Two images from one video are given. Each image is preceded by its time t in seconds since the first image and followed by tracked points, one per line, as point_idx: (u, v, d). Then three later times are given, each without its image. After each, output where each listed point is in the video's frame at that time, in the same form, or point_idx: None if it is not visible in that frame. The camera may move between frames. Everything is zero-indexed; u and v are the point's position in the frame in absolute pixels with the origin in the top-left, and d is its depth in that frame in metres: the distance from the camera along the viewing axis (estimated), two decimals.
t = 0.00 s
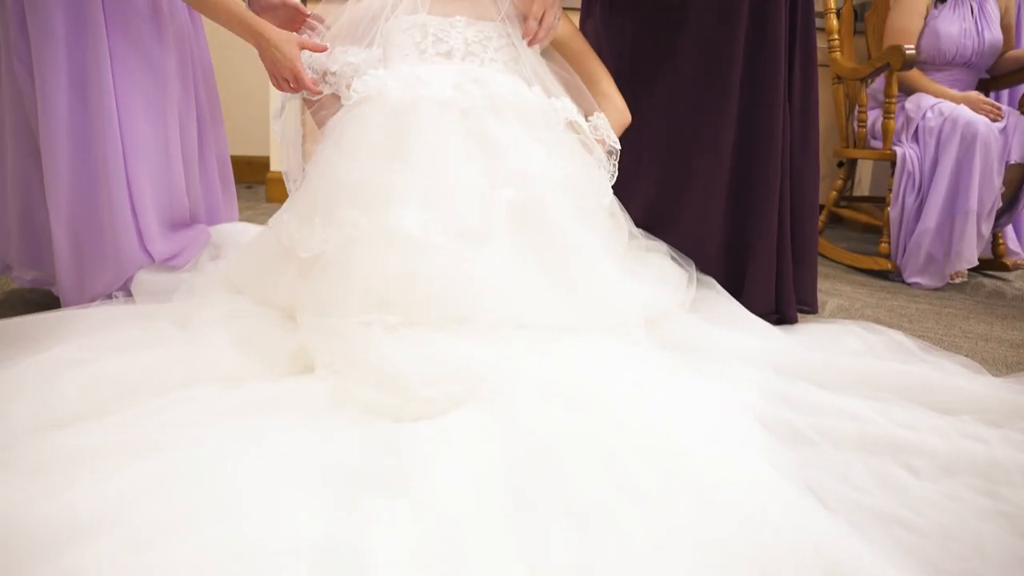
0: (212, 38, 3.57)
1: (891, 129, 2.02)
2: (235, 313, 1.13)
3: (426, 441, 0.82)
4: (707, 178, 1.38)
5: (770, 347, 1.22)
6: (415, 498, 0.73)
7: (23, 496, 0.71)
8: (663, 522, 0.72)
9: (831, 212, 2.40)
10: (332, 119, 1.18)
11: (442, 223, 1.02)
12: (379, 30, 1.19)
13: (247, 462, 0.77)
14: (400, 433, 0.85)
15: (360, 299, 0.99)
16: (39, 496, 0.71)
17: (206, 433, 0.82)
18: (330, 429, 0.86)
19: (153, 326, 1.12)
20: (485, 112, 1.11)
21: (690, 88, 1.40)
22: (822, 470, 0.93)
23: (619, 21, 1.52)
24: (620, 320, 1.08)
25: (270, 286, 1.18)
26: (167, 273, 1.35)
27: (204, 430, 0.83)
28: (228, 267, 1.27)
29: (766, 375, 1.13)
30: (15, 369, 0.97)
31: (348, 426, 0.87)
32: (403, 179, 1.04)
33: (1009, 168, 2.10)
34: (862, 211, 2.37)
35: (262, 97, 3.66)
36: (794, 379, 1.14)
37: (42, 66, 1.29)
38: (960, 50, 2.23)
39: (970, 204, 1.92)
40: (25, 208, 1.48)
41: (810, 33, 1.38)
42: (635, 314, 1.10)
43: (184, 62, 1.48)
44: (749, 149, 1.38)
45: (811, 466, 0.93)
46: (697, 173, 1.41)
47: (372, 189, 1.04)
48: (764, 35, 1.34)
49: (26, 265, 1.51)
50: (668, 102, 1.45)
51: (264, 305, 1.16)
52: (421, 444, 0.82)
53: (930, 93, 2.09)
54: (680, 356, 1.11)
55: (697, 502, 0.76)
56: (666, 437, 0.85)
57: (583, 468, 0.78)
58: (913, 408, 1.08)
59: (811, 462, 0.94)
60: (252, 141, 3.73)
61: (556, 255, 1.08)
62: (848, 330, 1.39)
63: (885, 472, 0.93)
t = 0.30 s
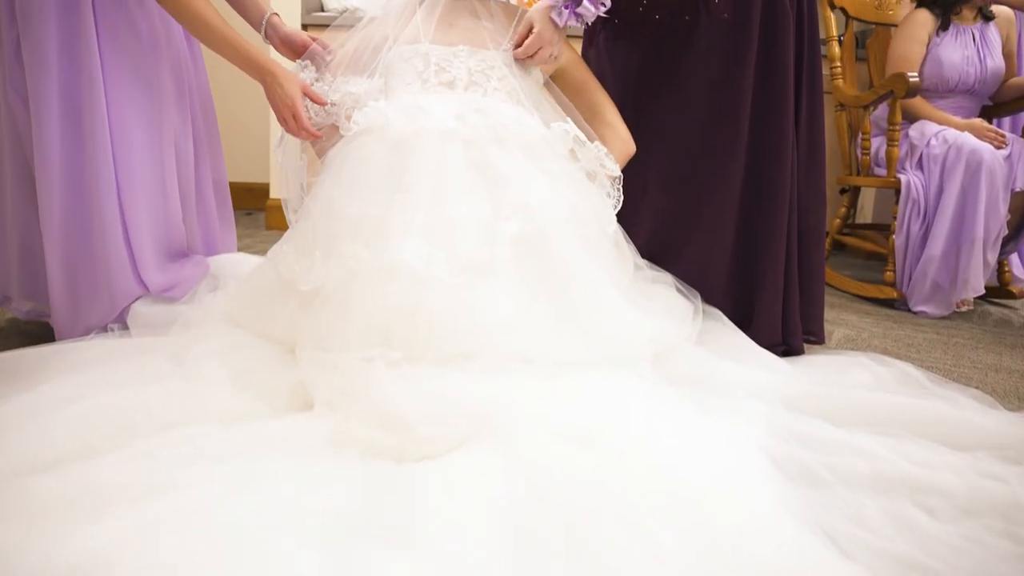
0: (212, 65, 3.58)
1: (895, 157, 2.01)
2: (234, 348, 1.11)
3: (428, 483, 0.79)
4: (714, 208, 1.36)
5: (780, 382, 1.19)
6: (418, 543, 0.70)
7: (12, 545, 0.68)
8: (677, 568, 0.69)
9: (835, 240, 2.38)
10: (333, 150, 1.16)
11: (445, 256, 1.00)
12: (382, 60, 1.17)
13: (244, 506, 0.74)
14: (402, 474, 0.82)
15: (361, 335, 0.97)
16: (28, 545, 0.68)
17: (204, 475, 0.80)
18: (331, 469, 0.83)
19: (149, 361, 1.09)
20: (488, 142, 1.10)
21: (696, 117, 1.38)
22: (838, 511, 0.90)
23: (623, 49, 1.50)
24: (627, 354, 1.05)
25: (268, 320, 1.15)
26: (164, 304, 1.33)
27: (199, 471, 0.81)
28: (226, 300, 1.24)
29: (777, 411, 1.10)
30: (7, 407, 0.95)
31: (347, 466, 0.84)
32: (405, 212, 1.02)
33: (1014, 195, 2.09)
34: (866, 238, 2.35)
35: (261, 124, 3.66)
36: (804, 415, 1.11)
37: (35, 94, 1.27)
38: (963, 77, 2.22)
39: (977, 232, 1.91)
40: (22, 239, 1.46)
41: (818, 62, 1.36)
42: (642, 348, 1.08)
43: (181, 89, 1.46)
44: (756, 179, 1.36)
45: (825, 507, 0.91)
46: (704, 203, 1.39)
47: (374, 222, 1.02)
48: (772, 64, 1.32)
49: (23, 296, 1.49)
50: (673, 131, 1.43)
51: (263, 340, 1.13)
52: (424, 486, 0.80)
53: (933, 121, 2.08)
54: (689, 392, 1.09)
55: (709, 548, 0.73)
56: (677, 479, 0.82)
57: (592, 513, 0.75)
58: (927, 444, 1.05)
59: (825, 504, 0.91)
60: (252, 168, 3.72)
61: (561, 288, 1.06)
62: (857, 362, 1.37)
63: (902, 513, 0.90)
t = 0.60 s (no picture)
0: (213, 91, 3.58)
1: (897, 185, 2.00)
2: (230, 382, 1.08)
3: (428, 523, 0.76)
4: (720, 236, 1.34)
5: (787, 416, 1.17)
6: None
7: None
8: None
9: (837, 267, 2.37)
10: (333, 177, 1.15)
11: (446, 288, 0.97)
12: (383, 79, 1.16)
13: (235, 549, 0.71)
14: (401, 512, 0.80)
15: (360, 370, 0.95)
16: None
17: (197, 515, 0.77)
18: (327, 507, 0.81)
19: (142, 395, 1.06)
20: (489, 172, 1.08)
21: (700, 145, 1.37)
22: (851, 550, 0.87)
23: (627, 77, 1.49)
24: (633, 390, 1.03)
25: (266, 353, 1.13)
26: (159, 334, 1.30)
27: (192, 511, 0.78)
28: (223, 332, 1.22)
29: (785, 446, 1.08)
30: None
31: (345, 506, 0.81)
32: (406, 244, 1.00)
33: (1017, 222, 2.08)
34: (869, 266, 2.34)
35: (261, 151, 3.65)
36: (813, 450, 1.09)
37: (29, 121, 1.25)
38: (965, 105, 2.22)
39: (981, 259, 1.89)
40: (17, 268, 1.44)
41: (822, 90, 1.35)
42: (648, 383, 1.05)
43: (178, 116, 1.44)
44: (761, 207, 1.34)
45: (838, 546, 0.88)
46: (709, 231, 1.37)
47: (374, 253, 1.00)
48: (777, 92, 1.31)
49: (18, 325, 1.47)
50: (677, 159, 1.41)
51: (259, 373, 1.11)
52: (425, 524, 0.77)
53: (936, 148, 2.08)
54: (696, 428, 1.07)
55: None
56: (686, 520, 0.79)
57: (599, 555, 0.72)
58: (940, 481, 1.03)
59: (838, 543, 0.89)
60: (251, 194, 3.72)
61: (565, 321, 1.04)
62: (864, 393, 1.34)
63: (917, 552, 0.87)
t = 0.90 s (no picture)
0: (212, 115, 3.58)
1: (901, 209, 1.99)
2: (225, 415, 1.06)
3: (429, 563, 0.74)
4: (725, 264, 1.33)
5: (796, 448, 1.15)
6: None
7: None
8: None
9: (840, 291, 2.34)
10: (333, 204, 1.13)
11: (447, 318, 0.95)
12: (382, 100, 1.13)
13: None
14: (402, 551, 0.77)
15: (359, 403, 0.92)
16: None
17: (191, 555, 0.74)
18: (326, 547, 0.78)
19: (135, 429, 1.04)
20: (490, 200, 1.06)
21: (704, 172, 1.35)
22: None
23: (629, 99, 1.47)
24: (638, 422, 1.00)
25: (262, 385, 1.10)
26: (153, 363, 1.28)
27: (186, 551, 0.75)
28: (219, 362, 1.19)
29: (794, 480, 1.05)
30: None
31: (344, 545, 0.79)
32: (406, 273, 0.98)
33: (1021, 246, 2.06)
34: (873, 290, 2.32)
35: (260, 174, 3.64)
36: (823, 483, 1.07)
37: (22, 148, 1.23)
38: (968, 128, 2.21)
39: (987, 284, 1.87)
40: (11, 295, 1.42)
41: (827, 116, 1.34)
42: (653, 415, 1.03)
43: (175, 142, 1.42)
44: (766, 234, 1.32)
45: None
46: (714, 259, 1.35)
47: (373, 283, 0.98)
48: (781, 118, 1.30)
49: (11, 352, 1.44)
50: (680, 185, 1.39)
51: (255, 405, 1.08)
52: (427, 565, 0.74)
53: (939, 171, 2.06)
54: (703, 461, 1.04)
55: None
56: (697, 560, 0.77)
57: None
58: (954, 515, 1.00)
59: None
60: (248, 217, 3.69)
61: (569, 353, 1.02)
62: (873, 422, 1.32)
63: None
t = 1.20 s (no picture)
0: (211, 134, 3.57)
1: (905, 230, 1.97)
2: (221, 444, 1.03)
3: None
4: (729, 288, 1.31)
5: (804, 476, 1.12)
6: None
7: None
8: None
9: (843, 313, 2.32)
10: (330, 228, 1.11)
11: (449, 344, 0.93)
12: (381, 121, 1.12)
13: None
14: None
15: (358, 432, 0.90)
16: None
17: None
18: None
19: (128, 458, 1.01)
20: (491, 221, 1.04)
21: (708, 194, 1.33)
22: None
23: (632, 120, 1.44)
24: (643, 452, 0.98)
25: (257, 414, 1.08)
26: (148, 389, 1.26)
27: None
28: (214, 388, 1.17)
29: (803, 509, 1.03)
30: None
31: None
32: (406, 300, 0.95)
33: None
34: (876, 312, 2.30)
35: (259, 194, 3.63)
36: (833, 513, 1.04)
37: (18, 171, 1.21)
38: (971, 149, 2.21)
39: (992, 306, 1.85)
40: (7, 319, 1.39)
41: (831, 138, 1.32)
42: (658, 445, 1.01)
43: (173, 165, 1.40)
44: (770, 257, 1.31)
45: None
46: (717, 283, 1.33)
47: (373, 308, 0.96)
48: (786, 141, 1.28)
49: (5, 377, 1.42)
50: (683, 208, 1.37)
51: (252, 434, 1.06)
52: None
53: (942, 193, 2.05)
54: (709, 491, 1.02)
55: None
56: None
57: None
58: (968, 546, 0.98)
59: None
60: (247, 237, 3.67)
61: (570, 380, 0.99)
62: (881, 448, 1.30)
63: None
